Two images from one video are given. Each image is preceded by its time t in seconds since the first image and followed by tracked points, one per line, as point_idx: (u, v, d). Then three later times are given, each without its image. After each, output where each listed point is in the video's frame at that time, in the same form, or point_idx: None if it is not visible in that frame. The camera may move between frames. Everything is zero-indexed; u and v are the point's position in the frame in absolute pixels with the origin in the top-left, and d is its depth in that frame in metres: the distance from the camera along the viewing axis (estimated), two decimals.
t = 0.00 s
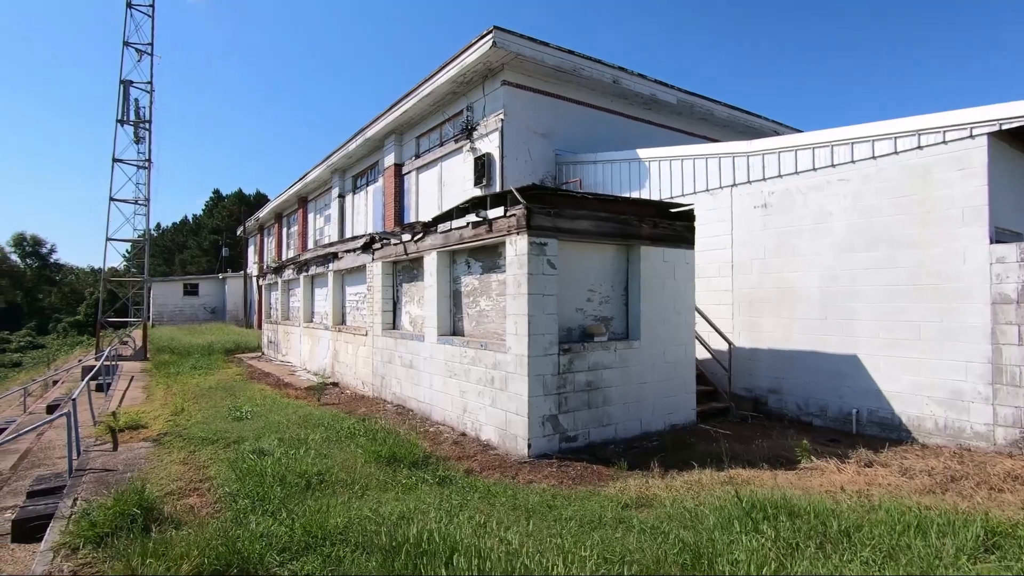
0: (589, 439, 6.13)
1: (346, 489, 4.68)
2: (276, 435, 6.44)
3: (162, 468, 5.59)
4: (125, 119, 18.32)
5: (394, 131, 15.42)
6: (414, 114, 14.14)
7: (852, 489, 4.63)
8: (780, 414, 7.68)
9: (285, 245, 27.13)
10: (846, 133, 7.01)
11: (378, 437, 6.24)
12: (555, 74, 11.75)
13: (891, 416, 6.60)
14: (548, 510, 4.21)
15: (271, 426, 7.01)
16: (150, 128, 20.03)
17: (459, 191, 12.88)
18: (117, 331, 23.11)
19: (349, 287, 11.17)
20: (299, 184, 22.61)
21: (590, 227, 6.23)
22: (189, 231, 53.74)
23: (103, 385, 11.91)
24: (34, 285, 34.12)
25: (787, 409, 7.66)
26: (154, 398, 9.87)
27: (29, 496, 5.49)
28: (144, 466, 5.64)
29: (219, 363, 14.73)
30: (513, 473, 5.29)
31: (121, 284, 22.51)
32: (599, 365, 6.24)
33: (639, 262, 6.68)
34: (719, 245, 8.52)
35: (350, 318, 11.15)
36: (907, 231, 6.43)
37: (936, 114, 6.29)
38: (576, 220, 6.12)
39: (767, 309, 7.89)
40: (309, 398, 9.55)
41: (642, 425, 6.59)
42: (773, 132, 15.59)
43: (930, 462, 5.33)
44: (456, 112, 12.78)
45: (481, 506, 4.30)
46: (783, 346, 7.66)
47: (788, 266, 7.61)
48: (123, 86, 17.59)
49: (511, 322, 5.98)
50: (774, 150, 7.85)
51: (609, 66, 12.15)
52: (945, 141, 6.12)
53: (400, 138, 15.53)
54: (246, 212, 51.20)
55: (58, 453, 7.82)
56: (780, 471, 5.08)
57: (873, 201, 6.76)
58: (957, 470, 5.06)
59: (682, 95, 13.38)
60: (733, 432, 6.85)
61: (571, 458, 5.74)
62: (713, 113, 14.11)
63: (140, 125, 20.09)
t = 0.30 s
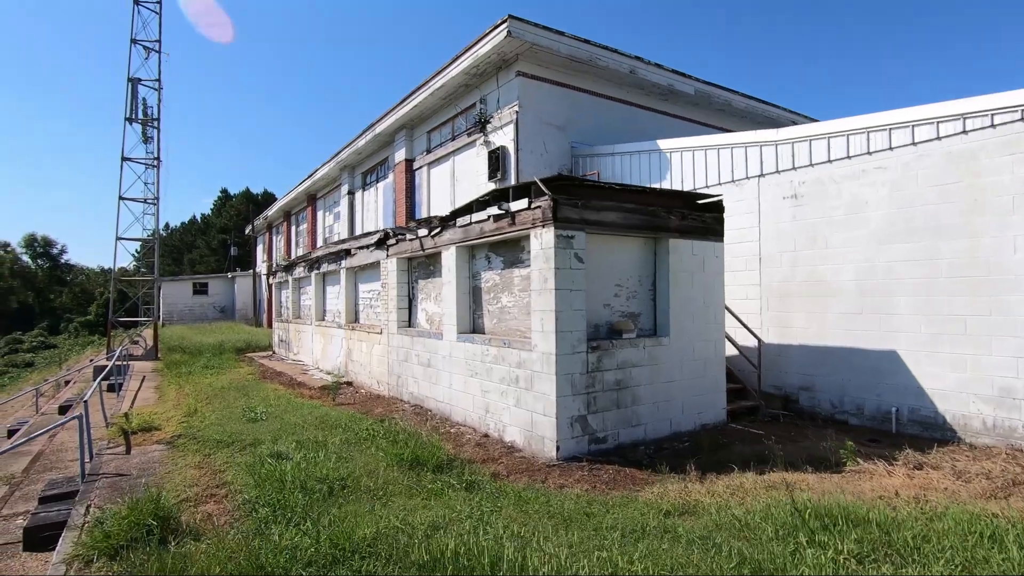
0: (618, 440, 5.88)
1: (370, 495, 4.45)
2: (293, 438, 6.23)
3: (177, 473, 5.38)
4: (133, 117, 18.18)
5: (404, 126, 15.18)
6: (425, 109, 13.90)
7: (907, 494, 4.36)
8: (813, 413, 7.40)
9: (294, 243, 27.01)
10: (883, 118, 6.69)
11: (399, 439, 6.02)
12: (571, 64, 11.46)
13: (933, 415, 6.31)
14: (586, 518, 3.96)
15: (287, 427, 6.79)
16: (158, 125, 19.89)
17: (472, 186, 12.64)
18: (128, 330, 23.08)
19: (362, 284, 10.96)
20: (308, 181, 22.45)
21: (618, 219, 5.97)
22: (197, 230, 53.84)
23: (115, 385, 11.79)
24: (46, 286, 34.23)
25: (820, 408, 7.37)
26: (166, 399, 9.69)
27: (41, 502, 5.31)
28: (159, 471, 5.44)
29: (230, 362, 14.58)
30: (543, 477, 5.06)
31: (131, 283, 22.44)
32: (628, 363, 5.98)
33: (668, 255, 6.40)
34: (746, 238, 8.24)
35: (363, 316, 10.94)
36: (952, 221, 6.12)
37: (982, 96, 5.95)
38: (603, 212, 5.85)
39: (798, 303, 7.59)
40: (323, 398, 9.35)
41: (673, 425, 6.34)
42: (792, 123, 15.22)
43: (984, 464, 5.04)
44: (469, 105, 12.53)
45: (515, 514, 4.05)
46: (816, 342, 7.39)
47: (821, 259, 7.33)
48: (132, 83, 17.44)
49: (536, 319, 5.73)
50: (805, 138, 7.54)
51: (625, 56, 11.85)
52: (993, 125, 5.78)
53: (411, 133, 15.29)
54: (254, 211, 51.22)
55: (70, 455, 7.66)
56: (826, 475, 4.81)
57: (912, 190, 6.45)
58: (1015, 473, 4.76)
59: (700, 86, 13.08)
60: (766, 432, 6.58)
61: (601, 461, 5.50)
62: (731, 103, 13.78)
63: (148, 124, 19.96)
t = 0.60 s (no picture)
0: (651, 450, 5.60)
1: (396, 511, 4.21)
2: (312, 446, 6.02)
3: (193, 484, 5.18)
4: (147, 118, 18.13)
5: (419, 125, 14.98)
6: (441, 107, 13.70)
7: (972, 512, 4.05)
8: (851, 420, 7.08)
9: (306, 244, 26.93)
10: (927, 112, 6.34)
11: (421, 448, 5.78)
12: (590, 61, 11.19)
13: (984, 424, 5.97)
14: (629, 538, 3.70)
15: (304, 435, 6.58)
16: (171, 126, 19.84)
17: (489, 186, 12.40)
18: (141, 332, 23.08)
19: (378, 286, 10.75)
20: (320, 182, 22.34)
21: (650, 219, 5.70)
22: (209, 232, 54.09)
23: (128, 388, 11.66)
24: (60, 287, 34.42)
25: (858, 415, 7.05)
26: (180, 403, 9.54)
27: (53, 514, 5.13)
28: (175, 482, 5.24)
29: (244, 364, 14.43)
30: (576, 490, 4.80)
31: (144, 285, 22.43)
32: (661, 369, 5.71)
33: (701, 257, 6.12)
34: (777, 238, 7.94)
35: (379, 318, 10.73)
36: (1004, 219, 5.77)
37: None
38: (635, 211, 5.59)
39: (834, 306, 7.28)
40: (339, 402, 9.15)
41: (707, 434, 6.05)
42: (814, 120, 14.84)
43: None
44: (485, 103, 12.30)
45: (552, 533, 3.80)
46: (854, 347, 7.07)
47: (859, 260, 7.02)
48: (145, 85, 17.39)
49: (565, 324, 5.47)
50: (841, 133, 7.23)
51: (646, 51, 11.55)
52: None
53: (425, 132, 15.09)
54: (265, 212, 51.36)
55: (84, 461, 7.50)
56: (879, 489, 4.51)
57: (959, 187, 6.12)
58: None
59: (722, 83, 12.77)
60: (805, 441, 6.28)
61: (635, 472, 5.23)
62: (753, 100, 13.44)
63: (161, 125, 19.93)
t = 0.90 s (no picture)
0: (686, 455, 5.34)
1: (423, 521, 3.97)
2: (330, 449, 5.81)
3: (209, 488, 4.98)
4: (158, 115, 18.04)
5: (432, 121, 14.77)
6: (455, 103, 13.48)
7: None
8: (889, 425, 6.78)
9: (316, 243, 26.82)
10: (975, 101, 6.01)
11: (444, 452, 5.56)
12: (610, 54, 10.93)
13: None
14: (677, 553, 3.43)
15: (322, 437, 6.37)
16: (182, 124, 19.75)
17: (505, 183, 12.16)
18: (152, 330, 23.03)
19: (393, 284, 10.55)
20: (331, 180, 22.21)
21: (684, 213, 5.44)
22: (219, 231, 54.23)
23: (141, 387, 11.52)
24: (72, 286, 34.52)
25: (897, 419, 6.75)
26: (193, 403, 9.38)
27: (65, 518, 4.94)
28: (190, 487, 5.04)
29: (256, 363, 14.28)
30: (611, 498, 4.55)
31: (155, 283, 22.38)
32: (696, 370, 5.45)
33: (736, 253, 5.85)
34: (809, 235, 7.65)
35: (394, 317, 10.53)
36: None
37: None
38: (669, 204, 5.33)
39: (870, 305, 6.98)
40: (355, 402, 8.94)
41: (742, 438, 5.79)
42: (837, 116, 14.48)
43: None
44: (501, 98, 12.07)
45: (593, 546, 3.55)
46: (892, 348, 6.78)
47: (898, 257, 6.71)
48: (157, 82, 17.31)
49: (596, 322, 5.23)
50: (878, 125, 6.92)
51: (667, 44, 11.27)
52: None
53: (438, 129, 14.88)
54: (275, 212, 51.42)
55: (96, 462, 7.34)
56: (936, 500, 4.23)
57: (1009, 180, 5.79)
58: None
59: (744, 77, 12.46)
60: (844, 446, 6.00)
61: (670, 479, 4.97)
62: (775, 95, 13.13)
63: (173, 122, 19.86)
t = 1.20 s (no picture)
0: (716, 461, 5.10)
1: (447, 535, 3.73)
2: (343, 454, 5.59)
3: (219, 496, 4.76)
4: (162, 110, 17.82)
5: (440, 117, 14.52)
6: (464, 98, 13.23)
7: None
8: (923, 428, 6.53)
9: (321, 241, 26.61)
10: (1019, 90, 5.69)
11: (463, 458, 5.32)
12: (624, 46, 10.66)
13: None
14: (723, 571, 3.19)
15: (334, 441, 6.15)
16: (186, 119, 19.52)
17: (515, 179, 11.91)
18: (156, 328, 22.86)
19: (402, 282, 10.32)
20: (336, 177, 21.97)
21: (715, 207, 5.19)
22: (222, 228, 54.08)
23: (145, 386, 11.32)
24: (76, 283, 34.36)
25: (931, 423, 6.50)
26: (199, 404, 9.17)
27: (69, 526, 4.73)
28: (199, 495, 4.82)
29: (261, 362, 14.08)
30: (643, 508, 4.31)
31: (159, 281, 22.19)
32: (727, 373, 5.20)
33: (767, 250, 5.59)
34: (836, 231, 7.39)
35: (404, 316, 10.30)
36: None
37: None
38: (700, 198, 5.07)
39: (902, 304, 6.71)
40: (364, 403, 8.72)
41: (773, 443, 5.54)
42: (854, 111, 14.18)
43: None
44: (512, 92, 11.82)
45: (632, 563, 3.31)
46: (926, 349, 6.52)
47: (932, 254, 6.45)
48: (161, 77, 17.09)
49: (624, 322, 4.98)
50: (911, 117, 6.64)
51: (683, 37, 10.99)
52: None
53: (446, 124, 14.62)
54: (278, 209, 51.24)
55: (100, 465, 7.13)
56: (991, 512, 3.98)
57: None
58: None
59: (760, 70, 12.18)
60: (879, 452, 5.75)
61: (703, 487, 4.73)
62: (792, 89, 12.84)
63: (176, 118, 19.64)
